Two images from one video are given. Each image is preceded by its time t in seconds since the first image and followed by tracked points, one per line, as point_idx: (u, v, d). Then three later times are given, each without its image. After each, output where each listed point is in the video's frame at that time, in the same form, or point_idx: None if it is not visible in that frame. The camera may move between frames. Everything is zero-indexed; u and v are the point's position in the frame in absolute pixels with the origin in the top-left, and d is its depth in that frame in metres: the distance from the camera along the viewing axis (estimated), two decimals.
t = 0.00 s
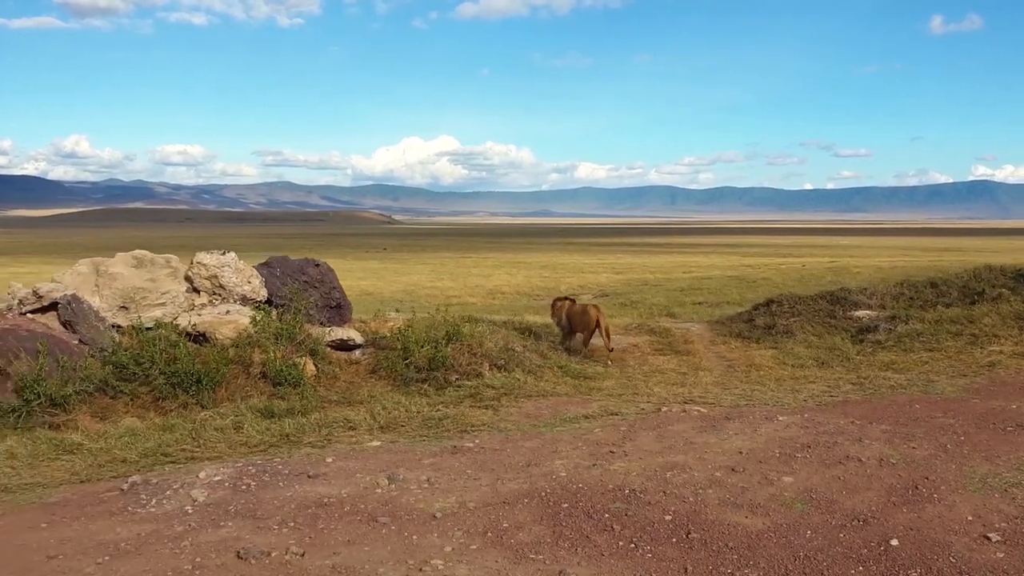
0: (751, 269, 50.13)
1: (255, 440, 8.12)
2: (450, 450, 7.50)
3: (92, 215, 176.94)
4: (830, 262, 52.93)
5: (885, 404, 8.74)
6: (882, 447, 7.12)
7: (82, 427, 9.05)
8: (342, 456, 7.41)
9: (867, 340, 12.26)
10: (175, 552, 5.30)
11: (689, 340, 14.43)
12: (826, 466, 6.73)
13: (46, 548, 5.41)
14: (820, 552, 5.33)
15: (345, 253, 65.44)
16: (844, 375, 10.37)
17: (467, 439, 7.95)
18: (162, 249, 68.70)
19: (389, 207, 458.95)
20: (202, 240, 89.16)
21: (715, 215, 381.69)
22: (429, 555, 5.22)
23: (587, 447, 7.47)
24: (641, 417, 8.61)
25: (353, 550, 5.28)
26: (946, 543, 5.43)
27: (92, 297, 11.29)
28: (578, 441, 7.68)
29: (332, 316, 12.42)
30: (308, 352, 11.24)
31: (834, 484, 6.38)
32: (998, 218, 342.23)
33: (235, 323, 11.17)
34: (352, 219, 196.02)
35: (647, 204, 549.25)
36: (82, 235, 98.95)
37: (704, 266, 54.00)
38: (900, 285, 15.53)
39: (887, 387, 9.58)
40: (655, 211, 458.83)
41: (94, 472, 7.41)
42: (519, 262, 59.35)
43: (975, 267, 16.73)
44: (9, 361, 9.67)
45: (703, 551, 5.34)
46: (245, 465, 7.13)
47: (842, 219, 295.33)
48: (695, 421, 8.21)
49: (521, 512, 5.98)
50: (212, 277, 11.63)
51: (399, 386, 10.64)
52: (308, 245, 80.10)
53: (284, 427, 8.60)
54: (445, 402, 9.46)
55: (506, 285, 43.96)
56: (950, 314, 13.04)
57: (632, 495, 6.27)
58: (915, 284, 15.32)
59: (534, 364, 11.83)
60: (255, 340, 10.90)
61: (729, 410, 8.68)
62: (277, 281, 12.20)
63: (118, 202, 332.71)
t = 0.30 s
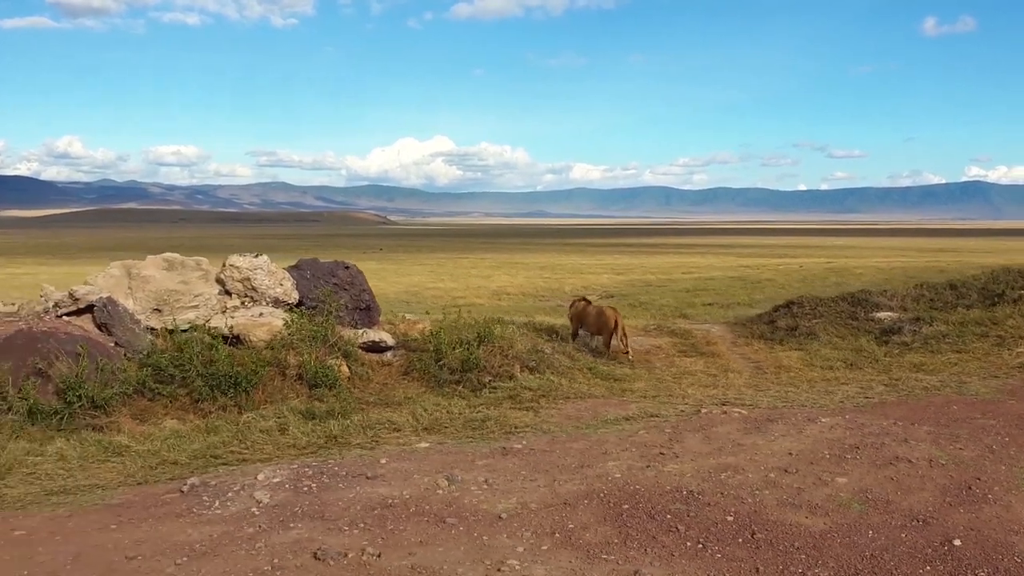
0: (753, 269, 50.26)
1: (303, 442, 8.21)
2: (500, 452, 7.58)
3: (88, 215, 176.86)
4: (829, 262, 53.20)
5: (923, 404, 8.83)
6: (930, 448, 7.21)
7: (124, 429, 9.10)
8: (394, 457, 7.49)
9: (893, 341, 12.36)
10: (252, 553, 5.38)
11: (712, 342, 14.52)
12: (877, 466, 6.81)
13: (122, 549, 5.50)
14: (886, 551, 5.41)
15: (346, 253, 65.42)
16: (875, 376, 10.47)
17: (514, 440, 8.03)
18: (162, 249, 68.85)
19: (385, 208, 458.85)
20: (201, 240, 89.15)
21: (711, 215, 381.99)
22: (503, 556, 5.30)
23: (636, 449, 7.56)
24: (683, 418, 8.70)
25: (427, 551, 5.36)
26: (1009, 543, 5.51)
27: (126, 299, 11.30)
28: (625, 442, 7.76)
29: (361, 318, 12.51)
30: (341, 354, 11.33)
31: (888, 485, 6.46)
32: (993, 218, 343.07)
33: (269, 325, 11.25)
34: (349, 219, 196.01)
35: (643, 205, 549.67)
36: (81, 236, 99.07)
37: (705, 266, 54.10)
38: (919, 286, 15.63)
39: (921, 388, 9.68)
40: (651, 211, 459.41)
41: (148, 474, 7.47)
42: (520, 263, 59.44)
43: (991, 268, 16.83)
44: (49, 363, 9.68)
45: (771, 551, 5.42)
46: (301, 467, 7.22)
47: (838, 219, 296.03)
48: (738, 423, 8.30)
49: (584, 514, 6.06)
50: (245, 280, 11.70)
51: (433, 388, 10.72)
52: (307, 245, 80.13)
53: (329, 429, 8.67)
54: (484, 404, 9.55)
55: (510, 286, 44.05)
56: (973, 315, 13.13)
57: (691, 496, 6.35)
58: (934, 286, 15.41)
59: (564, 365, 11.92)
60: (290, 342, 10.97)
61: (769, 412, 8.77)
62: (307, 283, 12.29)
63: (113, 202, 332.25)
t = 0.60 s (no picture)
0: (754, 269, 50.48)
1: (348, 444, 8.29)
2: (546, 453, 7.68)
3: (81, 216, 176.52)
4: (826, 262, 53.50)
5: (957, 405, 8.95)
6: (973, 449, 7.32)
7: (165, 432, 9.13)
8: (443, 459, 7.59)
9: (916, 341, 12.49)
10: (324, 554, 5.47)
11: (731, 343, 14.65)
12: (924, 466, 6.92)
13: (194, 551, 5.58)
14: (945, 549, 5.51)
15: (344, 254, 65.52)
16: (903, 377, 10.59)
17: (558, 442, 8.12)
18: (161, 250, 68.95)
19: (379, 208, 458.67)
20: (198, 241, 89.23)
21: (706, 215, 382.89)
22: (572, 556, 5.39)
23: (681, 450, 7.66)
24: (721, 419, 8.81)
25: (496, 551, 5.45)
26: None
27: (158, 302, 11.36)
28: (669, 443, 7.86)
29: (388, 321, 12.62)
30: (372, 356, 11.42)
31: (937, 484, 6.56)
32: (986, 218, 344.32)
33: (301, 327, 11.35)
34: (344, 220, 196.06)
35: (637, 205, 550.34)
36: (78, 236, 99.20)
37: (706, 266, 54.30)
38: (935, 287, 15.78)
39: (951, 388, 9.81)
40: (645, 211, 460.10)
41: (199, 477, 7.54)
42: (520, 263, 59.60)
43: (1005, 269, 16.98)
44: (87, 366, 9.73)
45: (833, 551, 5.52)
46: (353, 469, 7.31)
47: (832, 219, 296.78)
48: (777, 425, 8.41)
49: (643, 514, 6.15)
50: (275, 283, 11.80)
51: (465, 390, 10.82)
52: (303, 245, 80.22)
53: (370, 431, 8.76)
54: (520, 406, 9.64)
55: (512, 287, 44.21)
56: (992, 316, 13.26)
57: (744, 497, 6.44)
58: (951, 287, 15.56)
59: (591, 367, 12.03)
60: (322, 344, 11.05)
61: (805, 414, 8.88)
62: (335, 286, 12.40)
63: (108, 203, 331.79)
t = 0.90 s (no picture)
0: (753, 269, 50.69)
1: (384, 444, 8.40)
2: (582, 452, 7.80)
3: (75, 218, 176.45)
4: (824, 262, 53.72)
5: (982, 403, 9.10)
6: (1004, 447, 7.45)
7: (199, 433, 9.20)
8: (483, 459, 7.70)
9: (933, 341, 12.65)
10: (381, 551, 5.58)
11: (747, 342, 14.80)
12: (958, 464, 7.05)
13: (254, 549, 5.71)
14: (989, 546, 5.63)
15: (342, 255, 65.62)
16: (924, 377, 10.73)
17: (592, 441, 8.25)
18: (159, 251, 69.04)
19: (374, 209, 458.59)
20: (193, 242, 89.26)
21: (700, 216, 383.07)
22: (626, 554, 5.49)
23: (716, 448, 7.78)
24: (750, 419, 8.93)
25: (551, 548, 5.57)
26: None
27: (185, 304, 11.47)
28: (703, 442, 7.99)
29: (411, 322, 12.76)
30: (396, 358, 11.54)
31: (973, 482, 6.69)
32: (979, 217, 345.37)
33: (327, 328, 11.45)
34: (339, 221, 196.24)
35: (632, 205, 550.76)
36: (75, 238, 99.28)
37: (705, 266, 54.53)
38: (947, 288, 15.94)
39: (974, 387, 9.94)
40: (639, 211, 460.52)
41: (242, 476, 7.65)
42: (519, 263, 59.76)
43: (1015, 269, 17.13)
44: (119, 368, 9.83)
45: (879, 547, 5.64)
46: (394, 468, 7.42)
47: (826, 219, 297.42)
48: (808, 424, 8.54)
49: (688, 512, 6.27)
50: (301, 285, 11.94)
51: (490, 391, 10.94)
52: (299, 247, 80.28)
53: (405, 431, 8.87)
54: (548, 406, 9.77)
55: (513, 287, 44.35)
56: (1007, 317, 13.41)
57: (786, 495, 6.57)
58: (963, 287, 15.72)
59: (612, 367, 12.15)
60: (349, 345, 11.15)
61: (833, 413, 9.01)
62: (359, 287, 12.53)
63: (102, 204, 331.27)
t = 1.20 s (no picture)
0: (752, 268, 50.84)
1: (413, 442, 8.52)
2: (611, 450, 7.93)
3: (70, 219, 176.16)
4: (822, 261, 53.85)
5: (1001, 401, 9.24)
6: None
7: (228, 433, 9.29)
8: (514, 456, 7.82)
9: (945, 339, 12.80)
10: (428, 547, 5.70)
11: (758, 341, 14.93)
12: (983, 460, 7.19)
13: (301, 544, 5.83)
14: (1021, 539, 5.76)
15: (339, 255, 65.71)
16: (939, 375, 10.88)
17: (619, 439, 8.37)
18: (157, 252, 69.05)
19: (370, 210, 458.28)
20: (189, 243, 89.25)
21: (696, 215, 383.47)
22: (667, 548, 5.62)
23: (742, 446, 7.91)
24: (772, 417, 9.06)
25: (593, 543, 5.70)
26: None
27: (207, 306, 11.59)
28: (729, 440, 8.12)
29: (428, 322, 12.94)
30: (416, 358, 11.65)
31: (1000, 477, 6.83)
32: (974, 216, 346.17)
33: (348, 329, 11.56)
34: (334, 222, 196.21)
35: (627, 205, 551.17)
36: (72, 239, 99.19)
37: (704, 265, 54.72)
38: (956, 287, 16.09)
39: (990, 385, 10.09)
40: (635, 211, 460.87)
41: (277, 474, 7.76)
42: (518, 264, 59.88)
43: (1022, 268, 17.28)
44: (146, 369, 9.93)
45: (914, 541, 5.77)
46: (428, 466, 7.54)
47: (822, 219, 297.95)
48: (830, 422, 8.67)
49: (723, 508, 6.40)
50: (321, 286, 12.09)
51: (511, 391, 11.07)
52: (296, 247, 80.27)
53: (432, 430, 8.98)
54: (570, 405, 9.89)
55: (513, 287, 44.46)
56: (1018, 315, 13.56)
57: (816, 490, 6.70)
58: (972, 286, 15.87)
59: (628, 366, 12.29)
60: (371, 345, 11.24)
61: (853, 411, 9.15)
62: (378, 288, 12.70)
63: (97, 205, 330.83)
